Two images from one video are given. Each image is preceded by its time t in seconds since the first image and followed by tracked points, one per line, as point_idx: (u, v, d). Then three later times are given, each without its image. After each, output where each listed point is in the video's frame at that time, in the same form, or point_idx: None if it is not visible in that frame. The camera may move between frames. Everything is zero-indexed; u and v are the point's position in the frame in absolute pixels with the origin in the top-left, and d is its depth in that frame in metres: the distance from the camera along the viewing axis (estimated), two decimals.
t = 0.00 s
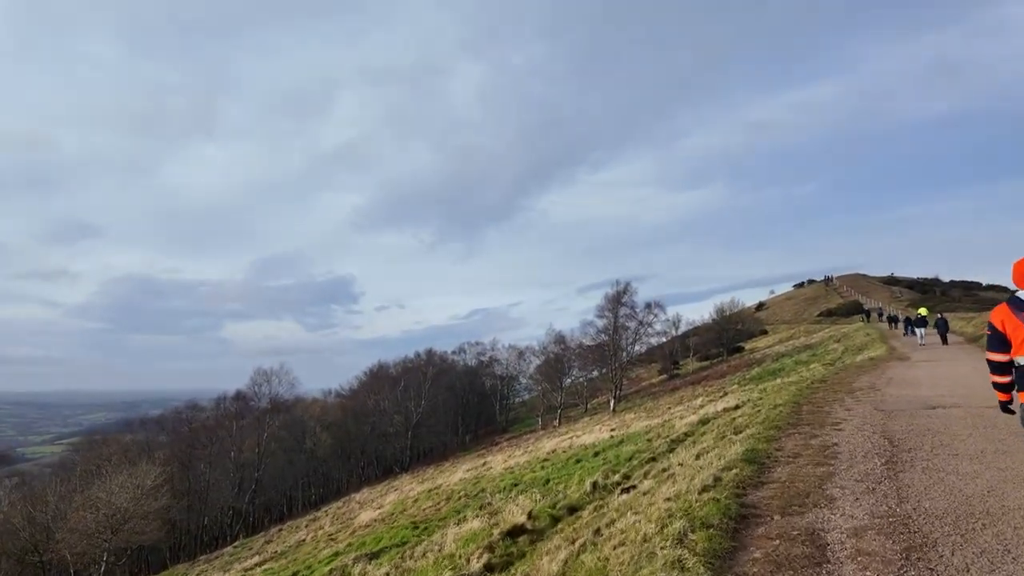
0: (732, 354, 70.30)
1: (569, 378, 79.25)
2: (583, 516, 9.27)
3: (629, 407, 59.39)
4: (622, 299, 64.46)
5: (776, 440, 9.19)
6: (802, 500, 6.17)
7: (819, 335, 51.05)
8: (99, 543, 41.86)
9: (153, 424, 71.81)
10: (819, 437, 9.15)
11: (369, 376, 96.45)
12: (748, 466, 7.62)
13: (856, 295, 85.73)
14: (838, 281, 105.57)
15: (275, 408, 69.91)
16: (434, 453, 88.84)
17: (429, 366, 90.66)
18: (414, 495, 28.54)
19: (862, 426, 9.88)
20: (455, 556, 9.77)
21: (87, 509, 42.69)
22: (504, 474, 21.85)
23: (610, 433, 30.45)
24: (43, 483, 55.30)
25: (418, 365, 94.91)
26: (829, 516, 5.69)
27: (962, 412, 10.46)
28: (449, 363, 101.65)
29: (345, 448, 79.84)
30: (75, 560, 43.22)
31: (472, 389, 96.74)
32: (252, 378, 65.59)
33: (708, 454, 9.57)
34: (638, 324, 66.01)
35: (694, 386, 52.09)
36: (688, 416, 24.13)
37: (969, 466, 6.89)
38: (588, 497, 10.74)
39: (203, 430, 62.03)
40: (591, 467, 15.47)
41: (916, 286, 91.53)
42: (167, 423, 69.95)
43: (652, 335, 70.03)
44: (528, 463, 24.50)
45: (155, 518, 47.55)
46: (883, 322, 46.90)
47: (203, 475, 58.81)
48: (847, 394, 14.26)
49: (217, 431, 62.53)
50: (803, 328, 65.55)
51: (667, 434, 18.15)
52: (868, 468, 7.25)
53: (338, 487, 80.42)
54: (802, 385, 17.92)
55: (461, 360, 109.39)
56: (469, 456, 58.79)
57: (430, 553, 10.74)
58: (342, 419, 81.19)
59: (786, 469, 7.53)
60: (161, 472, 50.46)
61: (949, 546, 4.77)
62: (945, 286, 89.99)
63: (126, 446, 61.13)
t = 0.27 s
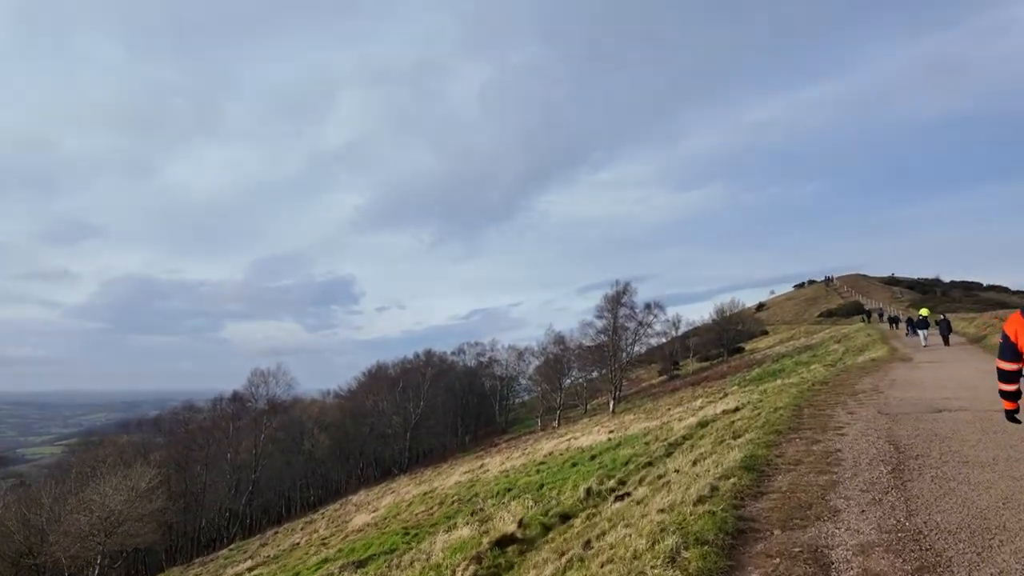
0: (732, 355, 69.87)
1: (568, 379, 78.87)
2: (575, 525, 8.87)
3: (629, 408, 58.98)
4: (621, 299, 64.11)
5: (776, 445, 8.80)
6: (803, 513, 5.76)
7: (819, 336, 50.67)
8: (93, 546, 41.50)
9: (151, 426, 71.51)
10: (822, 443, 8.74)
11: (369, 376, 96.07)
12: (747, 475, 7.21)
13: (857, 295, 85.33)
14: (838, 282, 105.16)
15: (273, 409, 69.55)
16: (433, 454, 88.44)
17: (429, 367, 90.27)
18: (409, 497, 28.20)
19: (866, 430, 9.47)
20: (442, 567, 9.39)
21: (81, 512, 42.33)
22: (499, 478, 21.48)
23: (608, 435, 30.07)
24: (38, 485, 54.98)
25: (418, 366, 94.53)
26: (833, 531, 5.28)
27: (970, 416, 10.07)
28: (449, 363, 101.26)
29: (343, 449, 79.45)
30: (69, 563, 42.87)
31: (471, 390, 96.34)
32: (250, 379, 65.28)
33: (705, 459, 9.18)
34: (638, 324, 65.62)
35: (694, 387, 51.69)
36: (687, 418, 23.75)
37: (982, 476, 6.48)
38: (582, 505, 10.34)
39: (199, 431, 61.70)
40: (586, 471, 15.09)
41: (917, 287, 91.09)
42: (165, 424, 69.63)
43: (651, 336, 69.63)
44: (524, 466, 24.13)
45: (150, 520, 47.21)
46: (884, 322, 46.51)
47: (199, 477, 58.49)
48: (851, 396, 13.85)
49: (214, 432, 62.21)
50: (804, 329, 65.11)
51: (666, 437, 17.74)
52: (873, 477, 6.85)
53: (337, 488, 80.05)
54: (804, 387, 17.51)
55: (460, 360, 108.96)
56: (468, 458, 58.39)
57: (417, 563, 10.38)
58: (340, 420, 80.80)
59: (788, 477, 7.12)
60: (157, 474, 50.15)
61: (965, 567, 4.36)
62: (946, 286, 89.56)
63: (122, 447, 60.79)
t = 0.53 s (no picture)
0: (723, 355, 69.79)
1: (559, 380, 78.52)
2: (550, 532, 8.47)
3: (619, 408, 58.74)
4: (612, 300, 63.84)
5: (760, 447, 8.45)
6: (785, 521, 5.38)
7: (809, 336, 50.59)
8: (72, 551, 40.69)
9: (136, 427, 70.51)
10: (807, 445, 8.40)
11: (358, 377, 95.31)
12: (728, 479, 6.84)
13: (847, 296, 85.57)
14: (828, 283, 105.54)
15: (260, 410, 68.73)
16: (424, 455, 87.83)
17: (419, 368, 89.64)
18: (394, 500, 27.73)
19: (853, 432, 9.15)
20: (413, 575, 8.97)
21: (60, 516, 41.48)
22: (484, 480, 21.07)
23: (597, 436, 29.70)
24: (19, 488, 54.00)
25: (408, 366, 93.88)
26: (816, 541, 4.92)
27: (960, 416, 9.75)
28: (439, 364, 100.66)
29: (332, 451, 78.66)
30: (47, 568, 42.00)
31: (462, 391, 95.83)
32: (236, 380, 64.50)
33: (687, 463, 8.81)
34: (628, 324, 65.37)
35: (684, 388, 51.46)
36: (675, 419, 23.45)
37: (973, 480, 6.15)
38: (560, 509, 9.95)
39: (185, 432, 60.89)
40: (569, 474, 14.72)
41: (906, 288, 91.48)
42: (150, 425, 68.68)
43: (642, 336, 69.40)
44: (510, 468, 23.73)
45: (133, 524, 46.41)
46: (873, 323, 46.48)
47: (185, 480, 57.70)
48: (838, 396, 13.57)
49: (199, 434, 61.39)
50: (794, 329, 65.03)
51: (651, 438, 17.40)
52: (859, 482, 6.50)
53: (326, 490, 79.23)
54: (791, 387, 17.22)
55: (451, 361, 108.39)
56: (457, 459, 57.87)
57: (389, 571, 9.96)
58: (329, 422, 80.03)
59: (771, 482, 6.76)
60: (140, 476, 49.35)
61: None
62: (935, 287, 89.97)
63: (106, 449, 59.86)
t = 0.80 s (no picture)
0: (693, 359, 70.39)
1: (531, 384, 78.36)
2: (504, 549, 8.05)
3: (591, 412, 58.65)
4: (584, 303, 63.87)
5: (721, 459, 8.18)
6: (743, 542, 5.06)
7: (776, 341, 51.23)
8: (17, 564, 38.76)
9: (93, 433, 67.92)
10: (768, 456, 8.15)
11: (327, 381, 93.66)
12: (686, 494, 6.51)
13: (813, 302, 87.24)
14: (795, 288, 107.63)
15: (223, 415, 66.85)
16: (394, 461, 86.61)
17: (390, 372, 88.44)
18: (356, 509, 26.95)
19: (816, 442, 8.95)
20: None
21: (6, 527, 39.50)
22: (447, 489, 20.53)
23: (565, 441, 29.36)
24: None
25: (379, 370, 92.59)
26: (773, 564, 4.60)
27: (922, 426, 9.62)
28: (411, 368, 99.56)
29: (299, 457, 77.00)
30: None
31: (433, 396, 94.89)
32: (199, 384, 62.66)
33: (645, 476, 8.47)
34: (601, 329, 65.46)
35: (655, 392, 51.60)
36: (641, 425, 23.29)
37: (937, 495, 5.92)
38: (517, 523, 9.54)
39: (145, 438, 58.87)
40: (533, 484, 14.32)
41: (869, 293, 93.69)
42: (107, 431, 66.24)
43: (614, 340, 69.58)
44: (475, 476, 23.23)
45: (85, 535, 44.49)
46: (838, 328, 47.23)
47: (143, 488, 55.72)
48: (802, 403, 13.46)
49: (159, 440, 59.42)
50: (762, 334, 65.75)
51: (617, 445, 17.09)
52: (821, 496, 6.23)
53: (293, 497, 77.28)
54: (756, 393, 17.14)
55: (423, 365, 107.35)
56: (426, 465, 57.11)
57: None
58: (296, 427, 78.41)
59: (730, 497, 6.45)
60: (94, 484, 47.43)
61: None
62: (896, 293, 92.44)
63: (59, 457, 57.47)
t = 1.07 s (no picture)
0: (644, 361, 71.47)
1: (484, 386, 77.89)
2: (436, 565, 7.57)
3: (543, 414, 58.61)
4: (538, 306, 63.95)
5: (663, 467, 7.94)
6: (680, 559, 4.76)
7: (723, 344, 52.46)
8: None
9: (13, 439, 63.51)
10: (711, 463, 7.96)
11: (273, 383, 90.69)
12: (625, 506, 6.20)
13: (758, 307, 90.01)
14: (741, 294, 110.93)
15: (160, 419, 63.68)
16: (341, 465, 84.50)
17: (339, 374, 86.33)
18: (296, 517, 25.88)
19: (758, 447, 8.83)
20: None
21: None
22: (390, 496, 19.85)
23: (514, 444, 29.04)
24: None
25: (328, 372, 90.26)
26: None
27: (860, 430, 9.68)
28: (361, 370, 97.51)
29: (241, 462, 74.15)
30: None
31: (384, 398, 93.16)
32: (134, 386, 59.53)
33: (586, 485, 8.15)
34: (554, 331, 65.60)
35: (605, 394, 51.97)
36: (590, 428, 23.17)
37: (876, 504, 5.79)
38: (454, 535, 9.07)
39: (71, 444, 55.41)
40: (476, 491, 13.87)
41: (810, 299, 97.46)
42: (30, 436, 62.07)
43: (566, 343, 69.89)
44: (421, 482, 22.60)
45: None
46: (781, 332, 48.72)
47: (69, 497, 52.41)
48: (746, 407, 13.49)
49: (88, 446, 56.04)
50: (710, 337, 67.34)
51: (563, 450, 16.82)
52: (761, 507, 6.03)
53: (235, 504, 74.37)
54: (702, 397, 17.18)
55: (373, 367, 105.36)
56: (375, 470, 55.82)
57: None
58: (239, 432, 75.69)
59: (670, 508, 6.17)
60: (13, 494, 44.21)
61: None
62: (835, 300, 96.49)
63: None
